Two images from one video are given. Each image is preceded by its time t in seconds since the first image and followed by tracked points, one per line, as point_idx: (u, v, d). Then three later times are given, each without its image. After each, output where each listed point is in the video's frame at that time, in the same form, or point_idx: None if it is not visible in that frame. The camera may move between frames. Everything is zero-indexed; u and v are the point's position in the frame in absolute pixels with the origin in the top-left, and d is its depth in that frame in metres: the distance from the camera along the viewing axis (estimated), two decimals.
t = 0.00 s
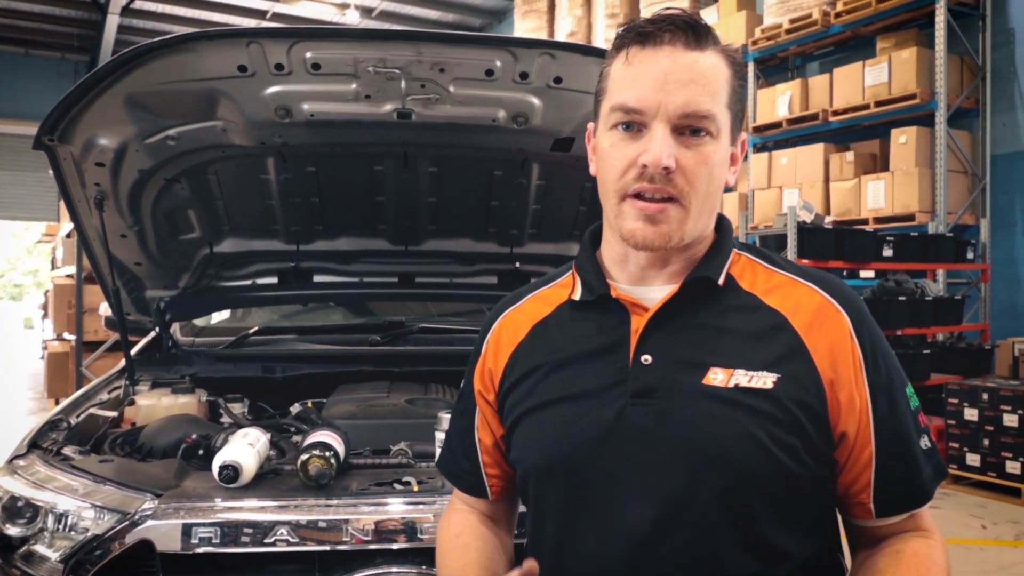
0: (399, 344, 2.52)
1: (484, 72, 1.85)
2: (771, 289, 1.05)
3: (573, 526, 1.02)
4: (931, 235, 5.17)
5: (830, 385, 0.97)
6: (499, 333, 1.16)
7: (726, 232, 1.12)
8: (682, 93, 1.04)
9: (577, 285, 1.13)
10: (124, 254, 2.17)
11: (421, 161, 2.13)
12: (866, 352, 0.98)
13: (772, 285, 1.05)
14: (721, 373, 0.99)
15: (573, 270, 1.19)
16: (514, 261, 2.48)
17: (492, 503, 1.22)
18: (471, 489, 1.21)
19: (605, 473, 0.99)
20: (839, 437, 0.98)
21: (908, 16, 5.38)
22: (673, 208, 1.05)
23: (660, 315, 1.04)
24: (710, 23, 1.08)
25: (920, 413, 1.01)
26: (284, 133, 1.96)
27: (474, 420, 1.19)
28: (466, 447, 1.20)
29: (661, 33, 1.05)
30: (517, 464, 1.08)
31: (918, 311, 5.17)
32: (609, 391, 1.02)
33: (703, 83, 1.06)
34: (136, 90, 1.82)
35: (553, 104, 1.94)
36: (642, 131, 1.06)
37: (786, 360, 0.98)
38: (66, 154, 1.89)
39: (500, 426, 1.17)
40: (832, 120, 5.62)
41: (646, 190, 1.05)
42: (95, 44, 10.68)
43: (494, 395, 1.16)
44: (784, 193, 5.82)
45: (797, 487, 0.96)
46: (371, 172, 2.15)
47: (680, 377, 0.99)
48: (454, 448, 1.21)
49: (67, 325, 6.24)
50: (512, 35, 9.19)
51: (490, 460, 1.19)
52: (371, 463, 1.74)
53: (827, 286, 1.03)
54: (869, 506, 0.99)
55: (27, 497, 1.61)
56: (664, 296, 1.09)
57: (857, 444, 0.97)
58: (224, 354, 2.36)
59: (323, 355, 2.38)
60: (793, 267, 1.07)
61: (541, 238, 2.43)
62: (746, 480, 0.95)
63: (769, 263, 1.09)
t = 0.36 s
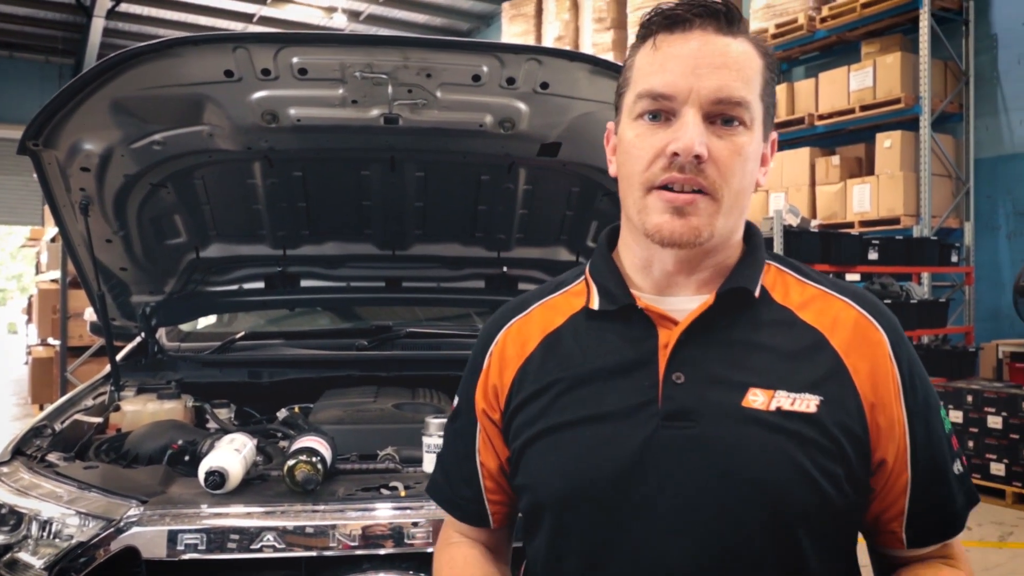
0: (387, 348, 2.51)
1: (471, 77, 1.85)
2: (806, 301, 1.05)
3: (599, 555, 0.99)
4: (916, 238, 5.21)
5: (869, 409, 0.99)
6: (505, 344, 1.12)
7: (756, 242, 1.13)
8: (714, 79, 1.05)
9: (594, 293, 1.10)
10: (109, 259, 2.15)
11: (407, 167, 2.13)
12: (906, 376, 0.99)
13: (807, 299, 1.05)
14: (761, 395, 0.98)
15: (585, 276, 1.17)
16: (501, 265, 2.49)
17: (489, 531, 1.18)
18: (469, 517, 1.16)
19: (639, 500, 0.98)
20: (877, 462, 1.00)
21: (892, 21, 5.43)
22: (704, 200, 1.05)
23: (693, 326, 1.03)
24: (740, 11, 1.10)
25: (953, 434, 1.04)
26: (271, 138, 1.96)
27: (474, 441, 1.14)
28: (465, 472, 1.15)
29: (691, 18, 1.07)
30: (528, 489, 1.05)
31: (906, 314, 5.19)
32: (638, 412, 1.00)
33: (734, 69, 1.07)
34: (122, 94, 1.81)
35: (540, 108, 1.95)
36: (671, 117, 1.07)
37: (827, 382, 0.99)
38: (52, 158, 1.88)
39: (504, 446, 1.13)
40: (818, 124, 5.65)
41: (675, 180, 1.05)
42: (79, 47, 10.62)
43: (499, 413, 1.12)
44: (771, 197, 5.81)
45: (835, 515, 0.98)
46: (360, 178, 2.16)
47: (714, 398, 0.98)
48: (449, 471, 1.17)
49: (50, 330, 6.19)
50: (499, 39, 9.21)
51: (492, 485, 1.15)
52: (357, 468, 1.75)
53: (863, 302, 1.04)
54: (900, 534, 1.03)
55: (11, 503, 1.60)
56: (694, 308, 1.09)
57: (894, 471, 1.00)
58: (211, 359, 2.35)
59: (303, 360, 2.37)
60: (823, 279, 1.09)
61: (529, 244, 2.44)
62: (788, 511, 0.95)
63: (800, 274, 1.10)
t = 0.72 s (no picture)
0: (374, 353, 2.51)
1: (459, 81, 1.86)
2: (802, 320, 1.07)
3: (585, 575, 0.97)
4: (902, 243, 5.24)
5: (863, 432, 1.02)
6: (485, 345, 1.10)
7: (754, 257, 1.13)
8: (723, 84, 1.05)
9: (583, 296, 1.09)
10: (94, 263, 2.14)
11: (395, 170, 2.12)
12: (901, 401, 1.02)
13: (805, 317, 1.07)
14: (758, 416, 0.99)
15: (573, 277, 1.15)
16: (489, 270, 2.48)
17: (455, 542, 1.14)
18: (435, 528, 1.13)
19: (631, 520, 0.96)
20: (869, 487, 1.03)
21: (879, 28, 5.46)
22: (707, 210, 1.04)
23: (689, 341, 1.03)
24: (753, 14, 1.10)
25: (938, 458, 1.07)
26: (257, 142, 1.96)
27: (446, 444, 1.11)
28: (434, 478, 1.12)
29: (703, 19, 1.07)
30: (506, 502, 1.02)
31: (893, 318, 5.23)
32: (630, 429, 0.99)
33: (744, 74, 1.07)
34: (107, 97, 1.81)
35: (526, 114, 1.95)
36: (677, 122, 1.07)
37: (823, 404, 1.01)
38: (36, 162, 1.87)
39: (478, 451, 1.10)
40: (806, 129, 5.68)
41: (677, 189, 1.04)
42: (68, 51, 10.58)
43: (477, 414, 1.09)
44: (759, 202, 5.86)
45: (824, 538, 0.99)
46: (349, 183, 2.16)
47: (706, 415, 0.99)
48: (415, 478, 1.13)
49: (37, 335, 6.15)
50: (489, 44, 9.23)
51: (461, 493, 1.12)
52: (344, 472, 1.74)
53: (858, 322, 1.07)
54: (890, 560, 1.05)
55: None
56: (690, 321, 1.10)
57: (885, 495, 1.03)
58: (198, 364, 2.35)
59: (302, 363, 2.37)
60: (819, 297, 1.11)
61: (517, 248, 2.44)
62: (782, 532, 0.96)
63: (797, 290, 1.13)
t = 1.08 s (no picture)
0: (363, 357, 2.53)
1: (447, 86, 1.87)
2: (714, 322, 1.09)
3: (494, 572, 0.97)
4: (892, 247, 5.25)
5: (770, 429, 1.03)
6: (402, 345, 1.09)
7: (669, 258, 1.14)
8: (634, 81, 1.06)
9: (501, 296, 1.10)
10: (82, 268, 2.14)
11: (384, 176, 2.13)
12: (804, 400, 1.04)
13: (717, 318, 1.09)
14: (667, 415, 1.00)
15: (492, 278, 1.15)
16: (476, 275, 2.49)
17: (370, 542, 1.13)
18: (347, 527, 1.12)
19: (536, 518, 0.97)
20: (774, 486, 1.04)
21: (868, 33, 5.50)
22: (620, 205, 1.05)
23: (601, 341, 1.04)
24: (662, 15, 1.13)
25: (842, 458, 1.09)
26: (245, 149, 1.96)
27: (362, 444, 1.09)
28: (351, 481, 1.10)
29: (614, 19, 1.09)
30: (419, 501, 1.02)
31: (881, 322, 5.26)
32: (540, 428, 1.00)
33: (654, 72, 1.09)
34: (96, 102, 1.81)
35: (516, 118, 1.94)
36: (590, 118, 1.08)
37: (731, 404, 1.02)
38: (22, 166, 1.86)
39: (395, 451, 1.09)
40: (796, 133, 5.71)
41: (590, 183, 1.04)
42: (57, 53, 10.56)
43: (394, 416, 1.08)
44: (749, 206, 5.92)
45: (729, 536, 1.00)
46: (337, 187, 2.15)
47: (615, 413, 1.00)
48: (331, 479, 1.12)
49: (24, 338, 6.11)
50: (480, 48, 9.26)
51: (376, 493, 1.11)
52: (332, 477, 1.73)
53: (766, 323, 1.09)
54: (791, 554, 1.07)
55: None
56: (605, 320, 1.10)
57: (789, 493, 1.04)
58: (187, 368, 2.37)
59: (291, 368, 2.44)
60: (731, 299, 1.13)
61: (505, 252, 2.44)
62: (687, 530, 0.97)
63: (711, 292, 1.14)
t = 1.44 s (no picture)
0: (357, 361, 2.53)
1: (441, 92, 1.87)
2: (647, 318, 1.17)
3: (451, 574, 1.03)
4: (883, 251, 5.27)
5: (704, 417, 1.11)
6: (347, 360, 1.13)
7: (600, 264, 1.21)
8: (557, 97, 1.12)
9: (441, 307, 1.15)
10: (74, 272, 2.13)
11: (378, 180, 2.12)
12: (733, 386, 1.13)
13: (648, 314, 1.17)
14: (608, 411, 1.07)
15: (432, 289, 1.21)
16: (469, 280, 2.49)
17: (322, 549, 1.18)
18: (300, 537, 1.17)
19: (489, 516, 1.02)
20: (710, 468, 1.12)
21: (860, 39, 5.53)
22: (547, 219, 1.11)
23: (541, 346, 1.10)
24: (584, 27, 1.18)
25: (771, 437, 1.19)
26: (237, 153, 1.96)
27: (310, 458, 1.13)
28: (300, 494, 1.15)
29: (536, 36, 1.14)
30: (378, 510, 1.07)
31: (872, 327, 5.28)
32: (487, 432, 1.05)
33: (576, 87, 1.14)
34: (89, 107, 1.81)
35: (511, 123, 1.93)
36: (517, 134, 1.13)
37: (667, 395, 1.09)
38: (15, 170, 1.86)
39: (344, 463, 1.14)
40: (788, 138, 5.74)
41: (519, 199, 1.10)
42: (49, 56, 10.51)
43: (341, 429, 1.12)
44: (742, 210, 5.98)
45: (673, 518, 1.07)
46: (331, 192, 2.15)
47: (558, 413, 1.06)
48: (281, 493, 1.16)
49: (15, 343, 6.06)
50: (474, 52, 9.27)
51: (324, 503, 1.16)
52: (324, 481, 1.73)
53: (695, 317, 1.17)
54: (734, 528, 1.14)
55: None
56: (542, 325, 1.16)
57: (725, 474, 1.12)
58: (181, 373, 2.36)
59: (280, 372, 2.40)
60: (660, 295, 1.22)
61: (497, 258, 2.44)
62: (634, 514, 1.04)
63: (640, 290, 1.23)
